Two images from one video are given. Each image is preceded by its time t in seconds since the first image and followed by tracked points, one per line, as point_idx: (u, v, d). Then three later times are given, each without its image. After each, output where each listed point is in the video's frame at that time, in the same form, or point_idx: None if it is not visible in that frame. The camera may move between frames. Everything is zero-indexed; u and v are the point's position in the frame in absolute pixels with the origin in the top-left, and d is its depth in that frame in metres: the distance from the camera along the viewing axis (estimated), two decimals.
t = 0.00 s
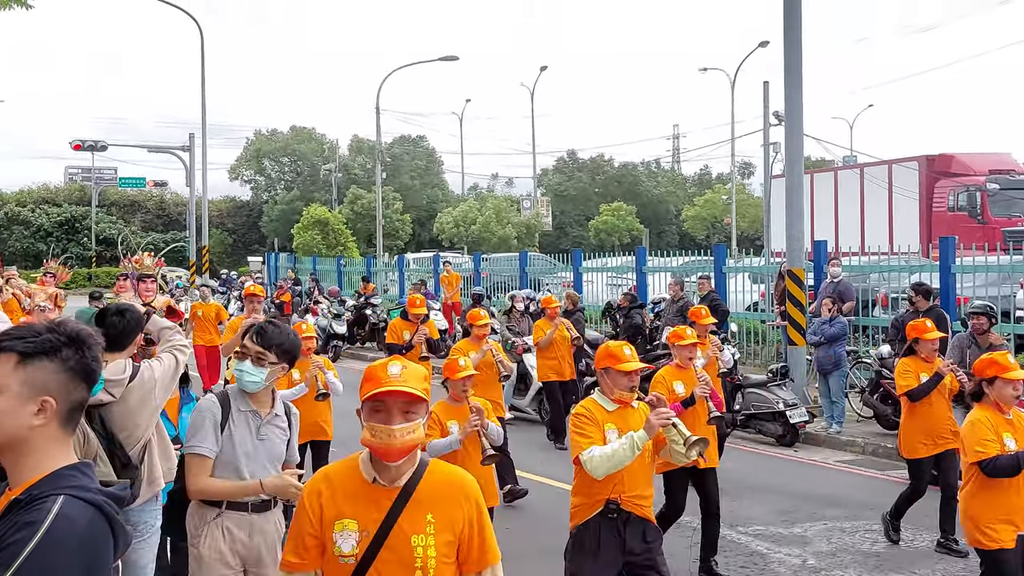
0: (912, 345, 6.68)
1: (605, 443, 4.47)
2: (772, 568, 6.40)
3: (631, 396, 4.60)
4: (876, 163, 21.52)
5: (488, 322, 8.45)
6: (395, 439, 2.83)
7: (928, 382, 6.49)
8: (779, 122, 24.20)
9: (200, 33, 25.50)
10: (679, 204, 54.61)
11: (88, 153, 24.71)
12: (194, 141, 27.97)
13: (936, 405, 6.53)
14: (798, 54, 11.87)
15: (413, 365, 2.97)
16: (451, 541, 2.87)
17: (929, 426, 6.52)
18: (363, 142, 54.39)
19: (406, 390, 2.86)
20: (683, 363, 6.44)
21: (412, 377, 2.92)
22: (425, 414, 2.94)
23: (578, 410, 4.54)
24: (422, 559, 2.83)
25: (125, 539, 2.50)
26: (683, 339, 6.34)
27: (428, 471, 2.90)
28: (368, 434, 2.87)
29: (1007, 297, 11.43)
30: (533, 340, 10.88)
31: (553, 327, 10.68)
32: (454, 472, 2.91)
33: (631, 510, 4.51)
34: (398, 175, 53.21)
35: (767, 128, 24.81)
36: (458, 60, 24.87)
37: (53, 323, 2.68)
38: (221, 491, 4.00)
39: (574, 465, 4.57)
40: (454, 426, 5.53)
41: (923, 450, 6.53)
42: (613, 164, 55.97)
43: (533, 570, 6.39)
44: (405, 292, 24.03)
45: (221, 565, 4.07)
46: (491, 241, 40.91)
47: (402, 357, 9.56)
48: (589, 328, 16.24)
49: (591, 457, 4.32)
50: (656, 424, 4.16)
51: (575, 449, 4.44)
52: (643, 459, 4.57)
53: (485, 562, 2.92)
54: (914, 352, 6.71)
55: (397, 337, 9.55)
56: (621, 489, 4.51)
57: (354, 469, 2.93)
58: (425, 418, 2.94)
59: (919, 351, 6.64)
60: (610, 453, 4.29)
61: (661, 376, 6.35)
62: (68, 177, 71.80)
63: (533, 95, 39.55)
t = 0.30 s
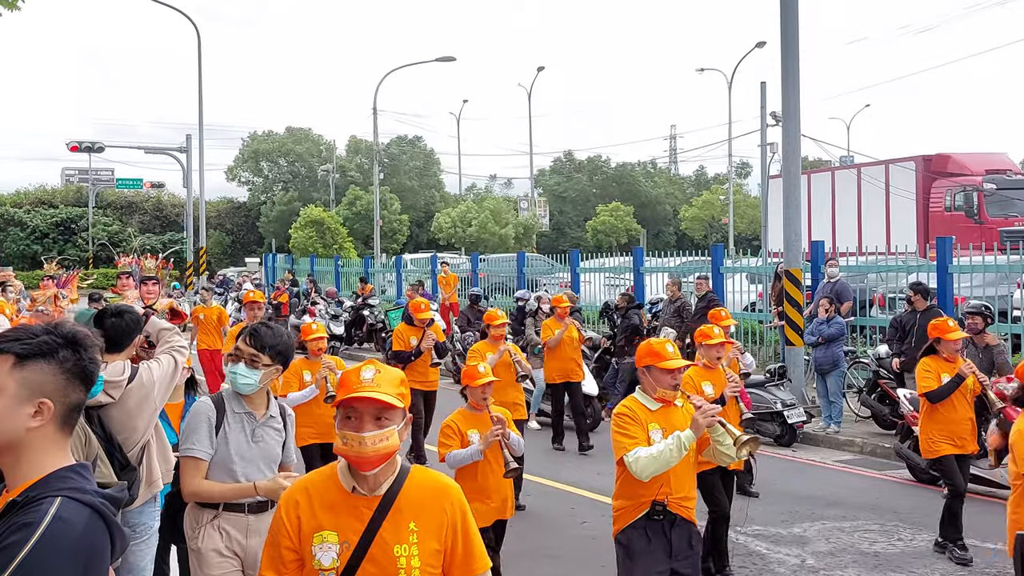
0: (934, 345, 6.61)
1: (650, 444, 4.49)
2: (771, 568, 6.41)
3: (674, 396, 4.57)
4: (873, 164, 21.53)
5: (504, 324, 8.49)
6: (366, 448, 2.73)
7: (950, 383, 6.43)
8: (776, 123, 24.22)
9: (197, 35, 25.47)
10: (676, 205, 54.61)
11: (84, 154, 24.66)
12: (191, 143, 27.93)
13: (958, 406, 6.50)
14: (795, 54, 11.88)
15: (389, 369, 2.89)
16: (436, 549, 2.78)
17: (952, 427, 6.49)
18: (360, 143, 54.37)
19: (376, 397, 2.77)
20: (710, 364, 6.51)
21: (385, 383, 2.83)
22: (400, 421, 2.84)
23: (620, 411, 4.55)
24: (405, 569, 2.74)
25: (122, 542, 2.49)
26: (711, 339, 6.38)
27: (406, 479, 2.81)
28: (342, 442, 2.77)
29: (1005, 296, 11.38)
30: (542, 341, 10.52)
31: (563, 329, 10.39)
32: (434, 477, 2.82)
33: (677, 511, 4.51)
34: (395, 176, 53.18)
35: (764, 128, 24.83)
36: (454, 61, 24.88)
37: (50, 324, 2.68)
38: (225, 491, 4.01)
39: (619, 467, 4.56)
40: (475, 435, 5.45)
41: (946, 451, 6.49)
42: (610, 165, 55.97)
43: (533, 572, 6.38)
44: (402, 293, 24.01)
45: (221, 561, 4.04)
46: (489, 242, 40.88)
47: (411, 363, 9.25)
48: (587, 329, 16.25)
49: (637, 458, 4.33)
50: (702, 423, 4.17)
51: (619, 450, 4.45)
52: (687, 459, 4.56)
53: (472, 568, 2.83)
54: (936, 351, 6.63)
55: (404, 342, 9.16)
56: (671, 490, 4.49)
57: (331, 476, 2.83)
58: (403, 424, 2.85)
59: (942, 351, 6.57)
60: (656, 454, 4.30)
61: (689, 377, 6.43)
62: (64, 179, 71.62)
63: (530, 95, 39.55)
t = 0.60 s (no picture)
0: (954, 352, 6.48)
1: (688, 452, 4.32)
2: (770, 566, 6.41)
3: (708, 401, 4.43)
4: (871, 162, 21.52)
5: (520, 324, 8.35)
6: (348, 453, 2.63)
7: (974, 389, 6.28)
8: (774, 122, 24.22)
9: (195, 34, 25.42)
10: (675, 204, 54.60)
11: (83, 155, 24.64)
12: (190, 143, 27.89)
13: (984, 413, 6.32)
14: (794, 53, 11.88)
15: (375, 371, 2.80)
16: (426, 553, 2.71)
17: (975, 433, 6.26)
18: (358, 143, 54.38)
19: (359, 402, 2.67)
20: (738, 368, 6.30)
21: (371, 387, 2.74)
22: (386, 425, 2.74)
23: (655, 418, 4.39)
24: None
25: (125, 542, 2.49)
26: (740, 341, 6.20)
27: (393, 482, 2.72)
28: (324, 445, 2.68)
29: (1004, 295, 11.46)
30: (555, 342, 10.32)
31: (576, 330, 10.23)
32: (423, 480, 2.74)
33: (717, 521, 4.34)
34: (394, 175, 53.16)
35: (762, 127, 24.84)
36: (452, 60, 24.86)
37: (52, 324, 2.68)
38: (232, 497, 3.97)
39: (655, 477, 4.38)
40: (500, 437, 5.22)
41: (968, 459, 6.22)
42: (608, 164, 55.95)
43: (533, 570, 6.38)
44: (400, 293, 24.00)
45: (231, 567, 4.05)
46: (487, 241, 40.84)
47: (419, 362, 9.00)
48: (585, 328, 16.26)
49: (676, 468, 4.15)
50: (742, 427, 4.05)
51: (656, 459, 4.28)
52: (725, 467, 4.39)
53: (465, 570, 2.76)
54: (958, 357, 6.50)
55: (412, 341, 8.93)
56: (710, 500, 4.33)
57: (318, 482, 2.75)
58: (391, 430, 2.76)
59: (962, 355, 6.43)
60: (696, 463, 4.12)
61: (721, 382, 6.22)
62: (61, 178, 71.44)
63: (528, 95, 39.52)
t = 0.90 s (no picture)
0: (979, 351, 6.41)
1: (733, 461, 4.02)
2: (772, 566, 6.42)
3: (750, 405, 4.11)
4: (870, 161, 21.53)
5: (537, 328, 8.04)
6: (341, 462, 2.60)
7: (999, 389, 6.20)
8: (773, 121, 24.23)
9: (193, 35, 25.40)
10: (674, 204, 54.62)
11: (82, 156, 24.63)
12: (188, 144, 27.86)
13: (1008, 414, 6.22)
14: (793, 53, 11.88)
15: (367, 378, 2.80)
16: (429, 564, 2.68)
17: (1000, 435, 6.18)
18: (357, 143, 54.41)
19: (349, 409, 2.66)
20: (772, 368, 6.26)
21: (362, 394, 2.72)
22: (380, 433, 2.72)
23: (695, 425, 4.10)
24: None
25: (129, 543, 2.49)
26: (773, 341, 6.05)
27: (393, 492, 2.70)
28: (318, 454, 2.65)
29: (1003, 294, 11.44)
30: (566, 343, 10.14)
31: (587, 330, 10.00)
32: (423, 489, 2.71)
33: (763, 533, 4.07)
34: (393, 176, 53.14)
35: (761, 127, 24.84)
36: (452, 60, 24.87)
37: (54, 326, 2.68)
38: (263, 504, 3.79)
39: (697, 487, 4.09)
40: (532, 446, 5.24)
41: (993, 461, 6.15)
42: (607, 163, 55.91)
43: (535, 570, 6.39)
44: (400, 293, 24.02)
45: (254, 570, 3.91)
46: (485, 241, 40.83)
47: (431, 367, 8.82)
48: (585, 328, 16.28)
49: (723, 479, 3.87)
50: (793, 435, 3.89)
51: (701, 469, 3.99)
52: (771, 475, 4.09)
53: None
54: (983, 357, 6.41)
55: (425, 344, 8.82)
56: (754, 510, 4.04)
57: (316, 492, 2.73)
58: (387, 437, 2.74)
59: (987, 355, 6.35)
60: (744, 473, 3.86)
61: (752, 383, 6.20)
62: (61, 180, 71.43)
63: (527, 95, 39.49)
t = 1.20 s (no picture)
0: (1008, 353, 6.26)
1: (769, 462, 4.01)
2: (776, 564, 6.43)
3: (792, 406, 4.08)
4: (870, 160, 21.53)
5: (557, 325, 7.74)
6: (357, 468, 2.56)
7: None
8: (773, 120, 24.23)
9: (193, 36, 25.39)
10: (674, 203, 54.61)
11: (81, 157, 24.61)
12: (188, 145, 27.84)
13: None
14: (794, 51, 11.88)
15: (393, 382, 2.71)
16: None
17: None
18: (356, 144, 54.41)
19: (367, 412, 2.59)
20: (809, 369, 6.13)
21: (385, 398, 2.64)
22: (399, 442, 2.65)
23: (733, 425, 4.08)
24: None
25: (139, 542, 2.49)
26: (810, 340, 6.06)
27: (407, 505, 2.64)
28: (333, 458, 2.61)
29: (1004, 292, 11.44)
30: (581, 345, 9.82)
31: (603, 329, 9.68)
32: (440, 503, 2.65)
33: (800, 538, 4.03)
34: (393, 176, 53.12)
35: (761, 126, 24.85)
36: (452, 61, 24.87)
37: (61, 325, 2.68)
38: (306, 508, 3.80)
39: (733, 488, 4.07)
40: (564, 446, 5.04)
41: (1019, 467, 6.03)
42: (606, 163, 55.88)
43: (538, 570, 6.39)
44: (400, 293, 24.04)
45: None
46: (485, 242, 40.80)
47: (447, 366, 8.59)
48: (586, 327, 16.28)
49: (759, 480, 3.85)
50: (838, 438, 3.78)
51: (737, 469, 3.98)
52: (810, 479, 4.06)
53: None
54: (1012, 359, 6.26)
55: (441, 343, 8.58)
56: (790, 515, 4.01)
57: (331, 500, 2.70)
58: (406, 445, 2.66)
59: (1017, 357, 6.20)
60: (781, 475, 3.83)
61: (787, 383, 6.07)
62: (61, 182, 71.43)
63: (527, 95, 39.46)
